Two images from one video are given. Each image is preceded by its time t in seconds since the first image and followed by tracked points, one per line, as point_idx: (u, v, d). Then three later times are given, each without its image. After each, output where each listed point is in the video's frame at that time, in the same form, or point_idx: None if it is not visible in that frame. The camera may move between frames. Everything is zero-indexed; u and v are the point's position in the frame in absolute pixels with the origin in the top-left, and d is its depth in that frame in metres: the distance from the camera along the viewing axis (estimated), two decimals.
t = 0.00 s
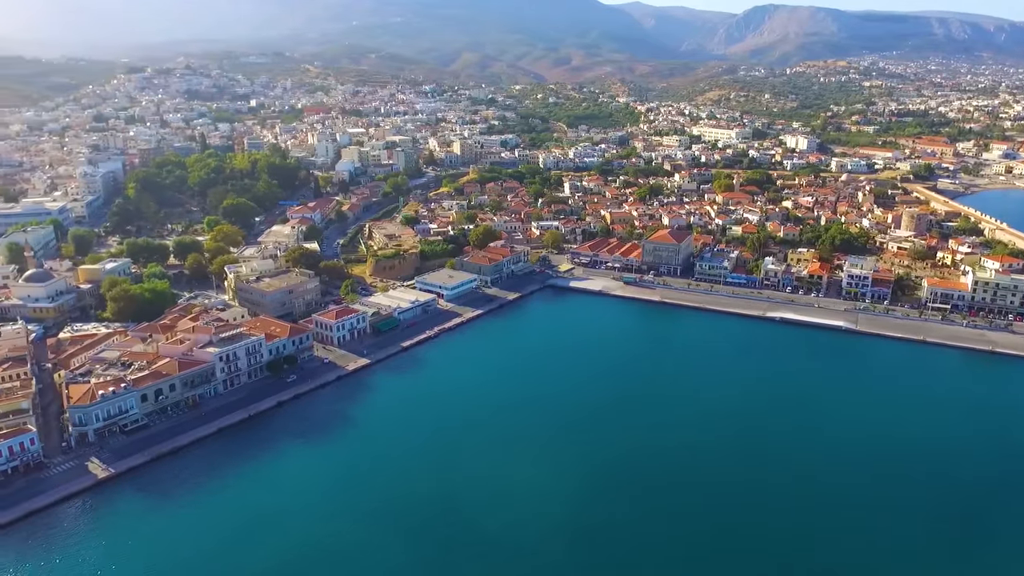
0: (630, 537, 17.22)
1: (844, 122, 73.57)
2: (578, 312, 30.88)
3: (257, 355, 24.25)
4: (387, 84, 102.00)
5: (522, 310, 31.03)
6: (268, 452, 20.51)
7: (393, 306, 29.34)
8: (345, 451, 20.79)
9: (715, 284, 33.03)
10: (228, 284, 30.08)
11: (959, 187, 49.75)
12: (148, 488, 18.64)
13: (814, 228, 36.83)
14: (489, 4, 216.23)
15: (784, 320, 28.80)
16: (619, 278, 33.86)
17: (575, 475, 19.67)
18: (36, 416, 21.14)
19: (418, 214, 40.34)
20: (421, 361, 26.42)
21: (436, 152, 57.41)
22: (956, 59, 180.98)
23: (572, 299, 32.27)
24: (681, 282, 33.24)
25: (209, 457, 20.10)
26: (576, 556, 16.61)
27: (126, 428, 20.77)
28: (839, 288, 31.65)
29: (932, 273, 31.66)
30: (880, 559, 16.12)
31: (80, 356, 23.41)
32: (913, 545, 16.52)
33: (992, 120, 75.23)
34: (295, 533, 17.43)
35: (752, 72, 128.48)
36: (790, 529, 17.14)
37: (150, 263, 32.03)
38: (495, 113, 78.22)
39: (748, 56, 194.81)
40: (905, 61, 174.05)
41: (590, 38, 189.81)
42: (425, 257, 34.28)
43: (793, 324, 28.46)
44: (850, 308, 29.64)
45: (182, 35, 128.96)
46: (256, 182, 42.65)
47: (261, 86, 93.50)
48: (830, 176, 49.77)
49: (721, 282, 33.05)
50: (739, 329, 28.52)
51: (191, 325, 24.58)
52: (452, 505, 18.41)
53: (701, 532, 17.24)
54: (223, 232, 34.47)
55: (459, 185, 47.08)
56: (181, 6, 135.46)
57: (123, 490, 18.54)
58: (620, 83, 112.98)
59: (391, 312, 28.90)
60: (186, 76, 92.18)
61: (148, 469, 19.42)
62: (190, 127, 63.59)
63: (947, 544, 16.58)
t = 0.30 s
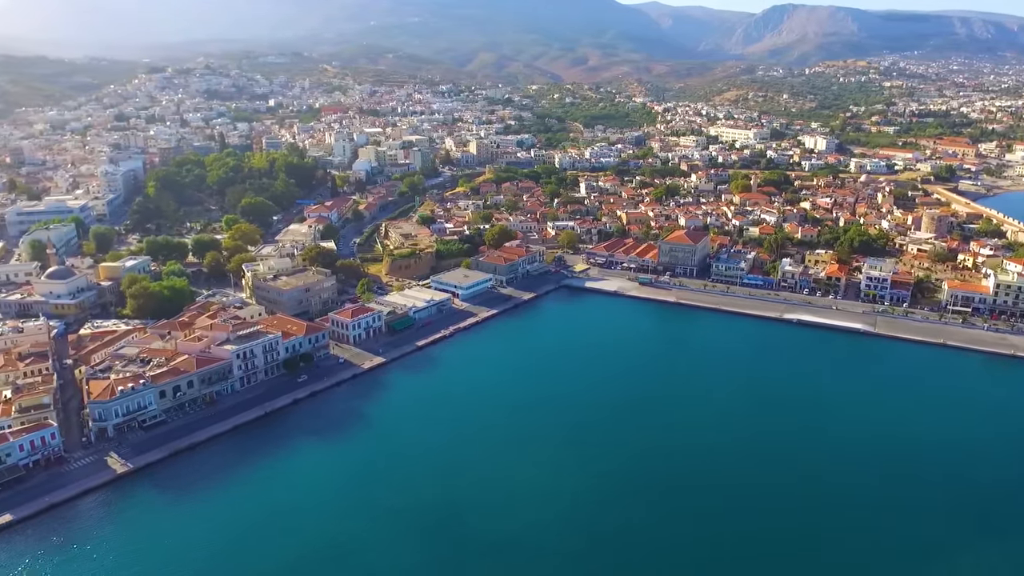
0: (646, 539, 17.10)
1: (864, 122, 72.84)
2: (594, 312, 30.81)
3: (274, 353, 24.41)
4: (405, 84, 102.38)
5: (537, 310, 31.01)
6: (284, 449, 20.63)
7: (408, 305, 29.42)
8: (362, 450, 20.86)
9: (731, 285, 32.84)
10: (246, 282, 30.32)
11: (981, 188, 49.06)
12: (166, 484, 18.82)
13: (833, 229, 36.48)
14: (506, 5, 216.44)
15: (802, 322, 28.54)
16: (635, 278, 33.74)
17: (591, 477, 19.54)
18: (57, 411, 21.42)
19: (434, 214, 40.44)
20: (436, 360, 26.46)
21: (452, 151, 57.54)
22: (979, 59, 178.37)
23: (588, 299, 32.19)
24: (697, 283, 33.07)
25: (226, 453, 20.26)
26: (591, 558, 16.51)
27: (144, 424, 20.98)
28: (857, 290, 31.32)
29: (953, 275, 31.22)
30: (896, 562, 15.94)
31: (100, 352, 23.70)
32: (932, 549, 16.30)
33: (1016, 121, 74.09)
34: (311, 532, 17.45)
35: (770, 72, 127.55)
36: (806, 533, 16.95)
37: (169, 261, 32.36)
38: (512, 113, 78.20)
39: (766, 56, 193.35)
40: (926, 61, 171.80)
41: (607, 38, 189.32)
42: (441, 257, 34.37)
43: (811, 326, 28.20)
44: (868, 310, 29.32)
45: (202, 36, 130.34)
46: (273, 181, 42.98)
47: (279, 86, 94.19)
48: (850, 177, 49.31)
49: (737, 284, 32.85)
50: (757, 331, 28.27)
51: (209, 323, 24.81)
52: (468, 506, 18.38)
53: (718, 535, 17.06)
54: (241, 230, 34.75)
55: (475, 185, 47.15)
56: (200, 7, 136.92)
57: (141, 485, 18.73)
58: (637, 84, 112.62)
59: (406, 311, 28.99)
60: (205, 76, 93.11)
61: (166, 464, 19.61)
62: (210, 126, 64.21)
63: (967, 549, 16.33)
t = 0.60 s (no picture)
0: (656, 540, 17.05)
1: (883, 122, 72.14)
2: (608, 312, 30.75)
3: (290, 351, 24.57)
4: (421, 84, 102.66)
5: (552, 310, 30.99)
6: (299, 447, 20.74)
7: (423, 304, 29.50)
8: (376, 447, 20.96)
9: (747, 286, 32.64)
10: (262, 280, 30.55)
11: (1003, 189, 48.38)
12: (182, 480, 18.99)
13: (850, 231, 36.16)
14: (522, 4, 216.50)
15: (818, 324, 28.32)
16: (650, 279, 33.63)
17: (601, 478, 19.50)
18: (77, 406, 21.68)
19: (449, 213, 40.53)
20: (450, 359, 26.51)
21: (468, 151, 57.62)
22: (1001, 59, 175.80)
23: (603, 299, 32.14)
24: (713, 284, 32.90)
25: (242, 450, 20.42)
26: (600, 558, 16.50)
27: (162, 420, 21.18)
28: (875, 292, 31.03)
29: (973, 278, 30.83)
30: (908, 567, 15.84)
31: (119, 349, 23.96)
32: (945, 554, 16.19)
33: None
34: (323, 529, 17.54)
35: (788, 72, 126.61)
36: (817, 537, 16.85)
37: (187, 259, 32.67)
38: (528, 113, 78.16)
39: (783, 56, 191.88)
40: (947, 60, 169.60)
41: (623, 37, 188.73)
42: (456, 256, 34.42)
43: (827, 328, 27.98)
44: (886, 313, 29.03)
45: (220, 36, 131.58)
46: (290, 180, 43.26)
47: (297, 86, 94.80)
48: (868, 178, 48.85)
49: (753, 285, 32.65)
50: (773, 332, 28.08)
51: (226, 321, 25.02)
52: (479, 505, 18.40)
53: (729, 537, 16.99)
54: (258, 229, 35.01)
55: (490, 184, 47.21)
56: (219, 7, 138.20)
57: (158, 480, 18.91)
58: (653, 84, 112.21)
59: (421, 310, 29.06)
60: (223, 75, 93.94)
61: (183, 460, 19.79)
62: (228, 126, 64.75)
63: (981, 553, 16.17)
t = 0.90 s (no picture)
0: (670, 542, 17.02)
1: (903, 123, 71.40)
2: (623, 313, 30.66)
3: (306, 349, 24.72)
4: (437, 84, 102.92)
5: (567, 310, 30.98)
6: (314, 444, 20.86)
7: (438, 303, 29.57)
8: (390, 446, 21.05)
9: (763, 288, 32.43)
10: (279, 279, 30.77)
11: None
12: (199, 475, 19.17)
13: (869, 232, 35.82)
14: (538, 4, 216.40)
15: (835, 326, 28.07)
16: (665, 279, 33.52)
17: (614, 479, 19.45)
18: (97, 402, 21.94)
19: (465, 213, 40.60)
20: (465, 358, 26.56)
21: (484, 151, 57.68)
22: None
23: (617, 300, 32.08)
24: (729, 285, 32.72)
25: (258, 448, 20.58)
26: (614, 559, 16.48)
27: (180, 416, 21.41)
28: (893, 294, 30.70)
29: (995, 280, 30.40)
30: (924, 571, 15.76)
31: (138, 346, 24.23)
32: (960, 558, 16.12)
33: None
34: (339, 527, 17.61)
35: (807, 72, 125.58)
36: (833, 541, 16.75)
37: (205, 258, 32.97)
38: (544, 113, 78.11)
39: (802, 56, 190.28)
40: (969, 60, 167.29)
41: (639, 37, 188.04)
42: (471, 256, 34.47)
43: (844, 330, 27.74)
44: (905, 315, 28.70)
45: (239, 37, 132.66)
46: (307, 179, 43.51)
47: (314, 86, 95.38)
48: (887, 179, 48.36)
49: (770, 286, 32.43)
50: (789, 334, 27.87)
51: (243, 318, 25.26)
52: (492, 505, 18.43)
53: (744, 540, 16.90)
54: (276, 228, 35.27)
55: (506, 184, 47.24)
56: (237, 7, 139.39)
57: (175, 476, 19.10)
58: (670, 84, 111.78)
59: (436, 309, 29.14)
60: (242, 75, 94.69)
61: (199, 457, 19.96)
62: (246, 125, 65.28)
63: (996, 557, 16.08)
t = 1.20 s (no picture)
0: (687, 544, 16.91)
1: (927, 124, 70.48)
2: (640, 314, 30.54)
3: (324, 347, 24.89)
4: (456, 84, 103.19)
5: (584, 310, 30.93)
6: (331, 442, 20.98)
7: (456, 302, 29.63)
8: (408, 445, 21.09)
9: (783, 289, 32.16)
10: (298, 277, 31.01)
11: None
12: (218, 471, 19.37)
13: (891, 234, 35.40)
14: (558, 4, 216.19)
15: (856, 329, 27.76)
16: (683, 280, 33.36)
17: (630, 479, 19.40)
18: (119, 397, 22.24)
19: (483, 212, 40.67)
20: (482, 358, 26.59)
21: (502, 151, 57.75)
22: None
23: (635, 301, 31.94)
24: (748, 287, 32.50)
25: (276, 444, 20.75)
26: (629, 560, 16.43)
27: (199, 412, 21.64)
28: (915, 297, 30.32)
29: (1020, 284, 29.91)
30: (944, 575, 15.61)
31: (159, 342, 24.54)
32: (981, 562, 15.95)
33: None
34: (355, 526, 17.68)
35: (828, 72, 124.35)
36: (850, 545, 16.61)
37: (225, 256, 33.31)
38: (563, 113, 78.05)
39: (823, 56, 188.34)
40: (995, 60, 164.56)
41: (659, 37, 187.14)
42: (489, 256, 34.53)
43: (866, 334, 27.41)
44: (928, 318, 28.32)
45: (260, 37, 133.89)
46: (327, 179, 43.78)
47: (334, 85, 96.03)
48: (910, 180, 47.77)
49: (789, 288, 32.14)
50: (809, 337, 27.59)
51: (263, 316, 25.47)
52: (507, 504, 18.42)
53: (762, 544, 16.75)
54: (295, 226, 35.55)
55: (524, 184, 47.25)
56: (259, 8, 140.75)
57: (195, 471, 19.31)
58: (690, 84, 111.23)
59: (453, 308, 29.20)
60: (263, 75, 95.56)
61: (219, 453, 20.17)
62: (267, 124, 65.87)
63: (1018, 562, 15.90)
